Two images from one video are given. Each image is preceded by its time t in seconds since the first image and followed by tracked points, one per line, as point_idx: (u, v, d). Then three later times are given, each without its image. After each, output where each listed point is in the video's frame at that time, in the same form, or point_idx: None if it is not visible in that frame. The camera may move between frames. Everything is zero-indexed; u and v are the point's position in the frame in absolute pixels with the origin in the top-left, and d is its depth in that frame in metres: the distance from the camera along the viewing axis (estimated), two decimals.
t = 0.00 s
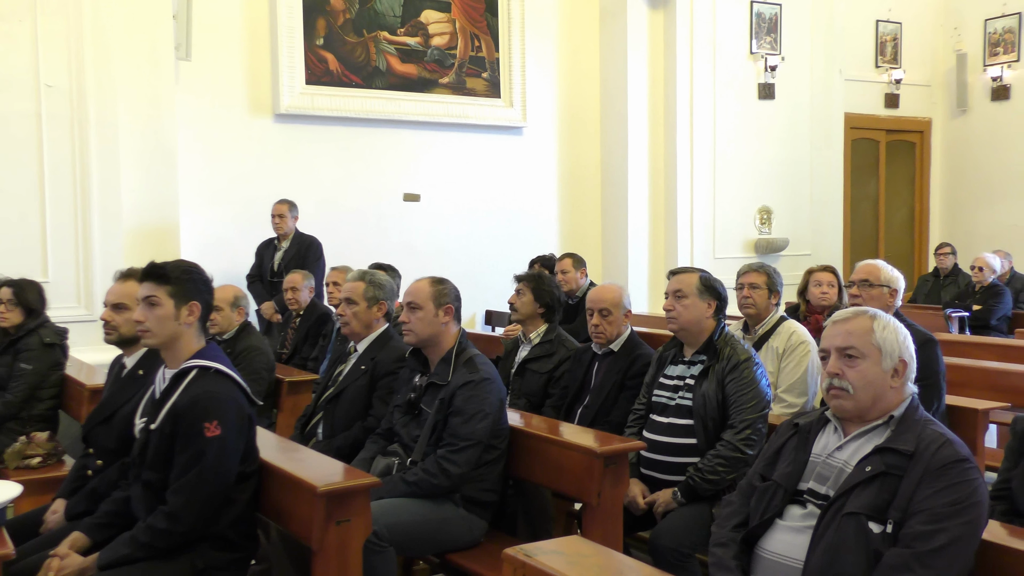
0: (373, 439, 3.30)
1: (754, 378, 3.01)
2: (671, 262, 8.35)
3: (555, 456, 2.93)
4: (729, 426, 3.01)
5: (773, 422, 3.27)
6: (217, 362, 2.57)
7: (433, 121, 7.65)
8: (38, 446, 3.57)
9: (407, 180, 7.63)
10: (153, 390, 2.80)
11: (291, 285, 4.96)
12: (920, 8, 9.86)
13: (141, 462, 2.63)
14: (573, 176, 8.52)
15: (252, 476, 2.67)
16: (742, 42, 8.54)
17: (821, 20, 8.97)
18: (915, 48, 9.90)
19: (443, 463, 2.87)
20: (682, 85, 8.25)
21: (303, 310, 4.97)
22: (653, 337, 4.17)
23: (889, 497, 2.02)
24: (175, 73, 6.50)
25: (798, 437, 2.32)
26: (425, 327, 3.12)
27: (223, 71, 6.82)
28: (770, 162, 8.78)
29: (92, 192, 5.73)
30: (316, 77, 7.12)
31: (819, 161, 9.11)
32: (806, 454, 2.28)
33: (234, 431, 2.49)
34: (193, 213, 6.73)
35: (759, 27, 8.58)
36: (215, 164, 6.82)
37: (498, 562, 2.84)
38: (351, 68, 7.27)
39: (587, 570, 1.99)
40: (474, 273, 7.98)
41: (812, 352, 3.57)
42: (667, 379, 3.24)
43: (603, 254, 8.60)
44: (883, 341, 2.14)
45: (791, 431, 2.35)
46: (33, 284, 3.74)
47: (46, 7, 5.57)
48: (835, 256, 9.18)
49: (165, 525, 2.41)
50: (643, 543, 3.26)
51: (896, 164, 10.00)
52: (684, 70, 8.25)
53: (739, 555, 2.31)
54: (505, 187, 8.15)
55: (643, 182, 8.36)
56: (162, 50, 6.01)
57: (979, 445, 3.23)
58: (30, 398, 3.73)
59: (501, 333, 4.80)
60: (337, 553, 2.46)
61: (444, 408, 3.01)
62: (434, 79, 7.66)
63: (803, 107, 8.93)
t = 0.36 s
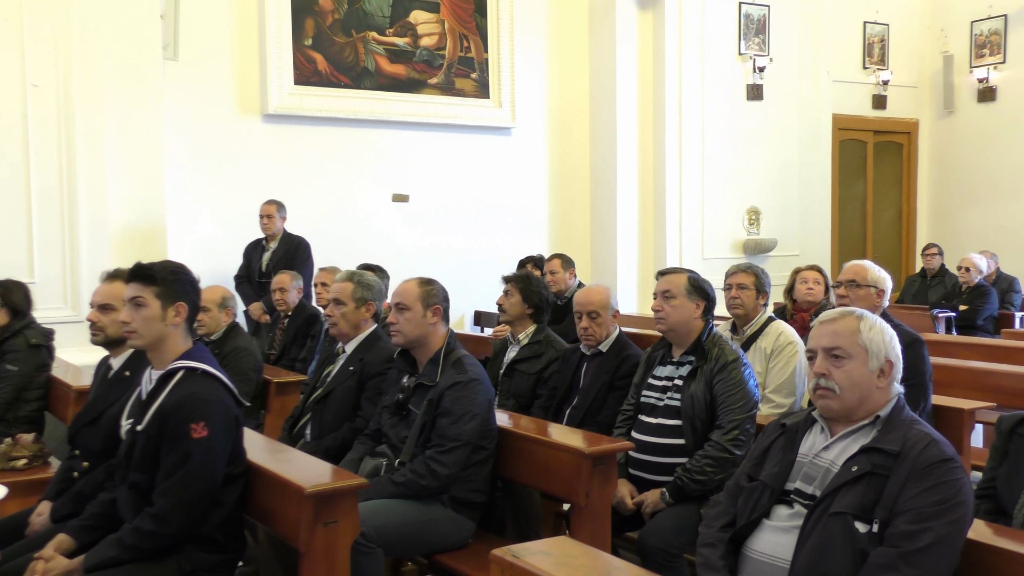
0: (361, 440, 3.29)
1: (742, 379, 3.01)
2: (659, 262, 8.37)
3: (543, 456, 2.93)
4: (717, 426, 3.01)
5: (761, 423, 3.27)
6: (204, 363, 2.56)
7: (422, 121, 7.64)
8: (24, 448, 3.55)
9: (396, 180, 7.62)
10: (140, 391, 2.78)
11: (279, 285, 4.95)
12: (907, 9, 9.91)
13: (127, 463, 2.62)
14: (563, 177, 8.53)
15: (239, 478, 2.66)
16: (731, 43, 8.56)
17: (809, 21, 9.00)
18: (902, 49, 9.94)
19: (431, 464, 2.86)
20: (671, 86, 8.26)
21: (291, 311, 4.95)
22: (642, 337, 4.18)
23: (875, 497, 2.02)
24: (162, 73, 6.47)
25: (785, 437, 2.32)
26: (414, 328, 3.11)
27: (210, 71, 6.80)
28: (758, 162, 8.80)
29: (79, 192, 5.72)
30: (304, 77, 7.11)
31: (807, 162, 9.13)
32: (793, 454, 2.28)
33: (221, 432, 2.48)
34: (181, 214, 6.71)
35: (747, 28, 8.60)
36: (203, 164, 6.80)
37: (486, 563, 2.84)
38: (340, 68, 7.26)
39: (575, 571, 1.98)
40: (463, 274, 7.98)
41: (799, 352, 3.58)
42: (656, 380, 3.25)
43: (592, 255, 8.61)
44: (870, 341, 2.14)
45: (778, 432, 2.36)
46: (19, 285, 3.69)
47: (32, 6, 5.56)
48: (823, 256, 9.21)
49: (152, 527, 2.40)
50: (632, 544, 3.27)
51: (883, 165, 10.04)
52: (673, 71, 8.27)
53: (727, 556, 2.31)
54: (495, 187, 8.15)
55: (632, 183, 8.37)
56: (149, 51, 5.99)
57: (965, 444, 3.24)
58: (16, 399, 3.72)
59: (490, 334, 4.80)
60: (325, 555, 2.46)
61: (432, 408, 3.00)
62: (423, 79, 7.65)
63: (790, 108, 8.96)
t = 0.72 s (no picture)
0: (356, 440, 3.29)
1: (738, 379, 3.01)
2: (656, 263, 8.37)
3: (539, 457, 2.93)
4: (713, 427, 3.01)
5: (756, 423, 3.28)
6: (199, 364, 2.56)
7: (418, 122, 7.64)
8: (19, 449, 3.55)
9: (392, 181, 7.62)
10: (135, 391, 2.78)
11: (275, 286, 4.94)
12: (902, 10, 9.92)
13: (122, 464, 2.61)
14: (559, 178, 8.53)
15: (234, 478, 2.66)
16: (726, 44, 8.56)
17: (804, 22, 9.01)
18: (897, 50, 9.96)
19: (427, 464, 2.86)
20: (667, 86, 8.27)
21: (287, 311, 4.95)
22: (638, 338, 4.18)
23: (871, 497, 2.02)
24: (157, 73, 6.47)
25: (780, 438, 2.32)
26: (409, 329, 3.11)
27: (206, 71, 6.79)
28: (754, 163, 8.80)
29: (74, 193, 5.71)
30: (300, 78, 7.10)
31: (802, 163, 9.14)
32: (789, 454, 2.28)
33: (216, 433, 2.47)
34: (176, 214, 6.71)
35: (743, 29, 8.61)
36: (200, 165, 6.79)
37: (481, 563, 2.84)
38: (336, 68, 7.26)
39: (570, 571, 1.98)
40: (459, 275, 7.98)
41: (795, 353, 3.58)
42: (652, 380, 3.25)
43: (588, 255, 8.61)
44: (865, 342, 2.14)
45: (774, 432, 2.36)
46: (14, 285, 3.69)
47: (27, 6, 5.54)
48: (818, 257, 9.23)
49: (147, 528, 2.39)
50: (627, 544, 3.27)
51: (878, 166, 10.05)
52: (669, 72, 8.28)
53: (722, 557, 2.31)
54: (491, 188, 8.15)
55: (628, 184, 8.38)
56: (145, 51, 6.00)
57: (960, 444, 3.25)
58: (11, 399, 3.71)
59: (486, 334, 4.80)
60: (320, 555, 2.45)
61: (428, 408, 3.00)
62: (419, 80, 7.66)
63: (786, 109, 8.97)
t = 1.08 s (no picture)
0: (352, 441, 3.29)
1: (734, 381, 3.02)
2: (652, 264, 8.38)
3: (535, 458, 2.93)
4: (709, 428, 3.01)
5: (752, 424, 3.28)
6: (195, 366, 2.56)
7: (414, 123, 7.64)
8: (14, 450, 3.54)
9: (388, 182, 7.62)
10: (131, 393, 2.78)
11: (271, 287, 4.94)
12: (898, 11, 9.94)
13: (118, 466, 2.61)
14: (555, 179, 8.54)
15: (230, 480, 2.66)
16: (723, 45, 8.57)
17: (800, 24, 9.02)
18: (894, 51, 9.98)
19: (423, 465, 2.86)
20: (663, 87, 8.27)
21: (283, 312, 4.95)
22: (634, 339, 4.18)
23: (866, 498, 2.03)
24: (154, 74, 6.46)
25: (776, 439, 2.32)
26: (405, 330, 3.11)
27: (203, 72, 6.79)
28: (750, 164, 8.81)
29: (70, 194, 5.70)
30: (296, 79, 7.10)
31: (799, 164, 9.15)
32: (784, 456, 2.28)
33: (212, 435, 2.47)
34: (173, 215, 6.70)
35: (739, 30, 8.62)
36: (197, 166, 6.79)
37: (477, 564, 2.84)
38: (332, 70, 7.26)
39: (565, 572, 1.99)
40: (455, 276, 7.98)
41: (791, 354, 3.59)
42: (648, 382, 3.25)
43: (584, 257, 8.61)
44: (861, 344, 2.15)
45: (769, 433, 2.36)
46: (10, 287, 3.67)
47: (22, 7, 5.53)
48: (814, 259, 9.24)
49: (142, 529, 2.39)
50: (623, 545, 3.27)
51: (875, 168, 10.07)
52: (665, 73, 8.28)
53: (718, 558, 2.31)
54: (487, 189, 8.15)
55: (625, 185, 8.38)
56: (142, 52, 6.00)
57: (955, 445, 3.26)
58: (6, 400, 3.71)
59: (482, 335, 4.80)
60: (316, 556, 2.45)
61: (424, 409, 3.00)
62: (415, 81, 7.66)
63: (782, 110, 8.98)
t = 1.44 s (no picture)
0: (345, 443, 3.29)
1: (726, 382, 3.02)
2: (644, 266, 8.39)
3: (528, 459, 2.93)
4: (701, 429, 3.02)
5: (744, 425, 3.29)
6: (187, 367, 2.55)
7: (407, 124, 7.64)
8: (6, 452, 3.54)
9: (381, 184, 7.62)
10: (123, 395, 2.77)
11: (263, 288, 4.94)
12: (889, 13, 9.98)
13: (109, 468, 2.60)
14: (548, 181, 8.55)
15: (222, 481, 2.65)
16: (714, 47, 8.59)
17: (791, 26, 9.06)
18: (884, 53, 10.02)
19: (415, 467, 2.86)
20: (655, 89, 8.29)
21: (276, 314, 4.95)
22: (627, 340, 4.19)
23: (857, 498, 2.03)
24: (146, 75, 6.45)
25: (767, 439, 2.33)
26: (398, 331, 3.11)
27: (194, 74, 6.78)
28: (742, 165, 8.84)
29: (61, 196, 5.69)
30: (288, 80, 7.09)
31: (790, 166, 9.18)
32: (776, 456, 2.28)
33: (204, 436, 2.47)
34: (164, 217, 6.69)
35: (731, 32, 8.65)
36: (188, 168, 6.78)
37: (470, 565, 2.84)
38: (324, 71, 7.25)
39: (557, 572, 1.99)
40: (448, 277, 7.99)
41: (783, 355, 3.60)
42: (640, 383, 3.25)
43: (577, 258, 8.63)
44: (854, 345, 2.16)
45: (761, 434, 2.36)
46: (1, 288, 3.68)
47: (13, 8, 5.52)
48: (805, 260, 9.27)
49: (134, 531, 2.39)
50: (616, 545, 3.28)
51: (866, 169, 10.11)
52: (657, 75, 8.30)
53: (710, 558, 2.32)
54: (480, 191, 8.16)
55: (617, 186, 8.39)
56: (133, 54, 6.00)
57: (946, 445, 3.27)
58: None
59: (475, 337, 4.81)
60: (309, 557, 2.45)
61: (416, 411, 3.00)
62: (408, 83, 7.66)
63: (774, 112, 9.00)
